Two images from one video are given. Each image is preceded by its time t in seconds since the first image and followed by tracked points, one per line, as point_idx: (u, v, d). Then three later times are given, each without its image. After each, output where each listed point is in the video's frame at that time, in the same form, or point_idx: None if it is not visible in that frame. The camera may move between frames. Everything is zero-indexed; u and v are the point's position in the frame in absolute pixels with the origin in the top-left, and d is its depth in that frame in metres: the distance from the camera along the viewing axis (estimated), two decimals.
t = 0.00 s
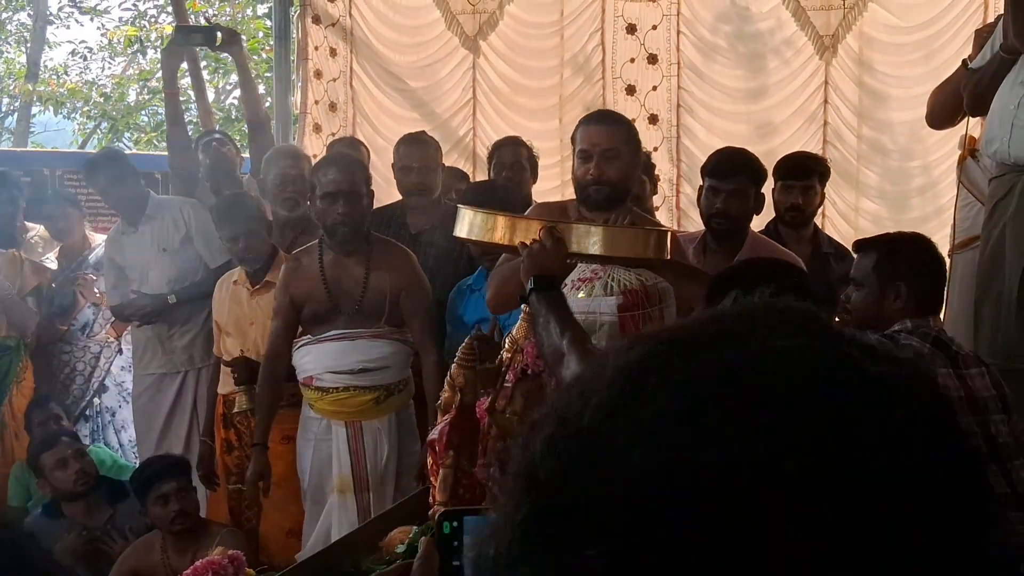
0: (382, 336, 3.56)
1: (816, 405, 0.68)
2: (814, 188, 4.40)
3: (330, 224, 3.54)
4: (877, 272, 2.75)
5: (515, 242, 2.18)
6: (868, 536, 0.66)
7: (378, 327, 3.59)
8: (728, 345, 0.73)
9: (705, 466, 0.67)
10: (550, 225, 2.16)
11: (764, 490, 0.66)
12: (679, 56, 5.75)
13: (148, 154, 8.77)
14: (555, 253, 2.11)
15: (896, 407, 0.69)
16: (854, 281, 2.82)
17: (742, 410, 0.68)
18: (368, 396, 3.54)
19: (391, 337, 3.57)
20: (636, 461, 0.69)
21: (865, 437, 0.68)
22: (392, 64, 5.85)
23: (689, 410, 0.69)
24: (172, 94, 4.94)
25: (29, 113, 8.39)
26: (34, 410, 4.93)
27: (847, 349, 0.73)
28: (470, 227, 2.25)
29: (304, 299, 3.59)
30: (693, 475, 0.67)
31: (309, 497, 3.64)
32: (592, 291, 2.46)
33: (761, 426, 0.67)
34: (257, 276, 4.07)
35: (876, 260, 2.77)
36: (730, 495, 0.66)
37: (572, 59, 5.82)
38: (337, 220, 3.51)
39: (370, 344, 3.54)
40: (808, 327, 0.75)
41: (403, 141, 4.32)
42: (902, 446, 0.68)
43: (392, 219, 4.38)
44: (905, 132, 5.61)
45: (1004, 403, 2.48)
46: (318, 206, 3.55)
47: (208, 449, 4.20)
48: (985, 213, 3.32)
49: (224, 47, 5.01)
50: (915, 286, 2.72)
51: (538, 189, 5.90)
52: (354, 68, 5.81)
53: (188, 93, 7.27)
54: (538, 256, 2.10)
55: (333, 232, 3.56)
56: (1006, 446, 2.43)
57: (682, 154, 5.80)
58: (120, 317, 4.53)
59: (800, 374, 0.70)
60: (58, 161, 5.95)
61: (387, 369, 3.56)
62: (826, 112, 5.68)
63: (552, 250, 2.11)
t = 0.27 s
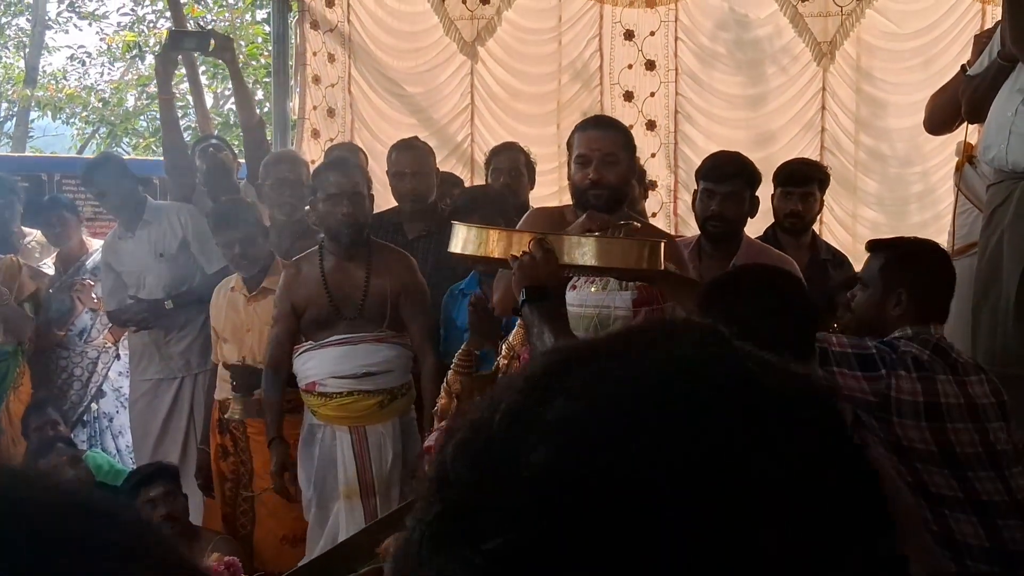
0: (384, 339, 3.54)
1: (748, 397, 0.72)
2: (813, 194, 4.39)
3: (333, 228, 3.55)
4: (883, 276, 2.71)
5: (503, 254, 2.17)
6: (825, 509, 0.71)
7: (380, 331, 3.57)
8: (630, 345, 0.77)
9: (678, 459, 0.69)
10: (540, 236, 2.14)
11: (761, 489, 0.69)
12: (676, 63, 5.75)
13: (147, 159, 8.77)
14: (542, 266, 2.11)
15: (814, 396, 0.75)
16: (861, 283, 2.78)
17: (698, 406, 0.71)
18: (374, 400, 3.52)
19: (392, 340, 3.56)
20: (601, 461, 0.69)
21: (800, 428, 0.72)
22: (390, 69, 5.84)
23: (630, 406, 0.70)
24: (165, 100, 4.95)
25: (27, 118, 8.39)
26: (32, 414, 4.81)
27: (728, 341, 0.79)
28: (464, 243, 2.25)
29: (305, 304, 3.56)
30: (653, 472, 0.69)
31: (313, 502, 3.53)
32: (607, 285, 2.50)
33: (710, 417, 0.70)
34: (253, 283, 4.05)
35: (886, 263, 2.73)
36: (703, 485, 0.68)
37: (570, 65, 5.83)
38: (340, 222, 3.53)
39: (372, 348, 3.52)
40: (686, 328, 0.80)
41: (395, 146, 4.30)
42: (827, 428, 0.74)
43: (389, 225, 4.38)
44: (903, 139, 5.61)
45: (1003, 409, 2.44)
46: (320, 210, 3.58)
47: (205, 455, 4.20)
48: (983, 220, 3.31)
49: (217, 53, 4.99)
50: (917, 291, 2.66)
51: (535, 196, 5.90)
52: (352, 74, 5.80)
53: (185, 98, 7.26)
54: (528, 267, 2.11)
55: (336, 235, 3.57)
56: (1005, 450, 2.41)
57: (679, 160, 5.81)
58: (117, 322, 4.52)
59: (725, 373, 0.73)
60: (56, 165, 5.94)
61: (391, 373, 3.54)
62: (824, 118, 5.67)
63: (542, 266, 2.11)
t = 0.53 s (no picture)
0: (387, 346, 3.51)
1: (727, 396, 0.68)
2: (822, 205, 4.39)
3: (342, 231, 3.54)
4: (886, 280, 2.71)
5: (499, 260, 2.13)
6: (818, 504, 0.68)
7: (384, 337, 3.55)
8: (600, 352, 0.73)
9: (660, 465, 0.64)
10: (538, 242, 2.09)
11: (762, 489, 0.65)
12: (675, 68, 5.75)
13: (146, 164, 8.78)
14: (538, 274, 2.04)
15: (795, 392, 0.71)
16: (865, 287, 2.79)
17: (676, 409, 0.66)
18: (377, 406, 3.47)
19: (396, 346, 3.52)
20: (580, 470, 0.64)
21: (783, 422, 0.68)
22: (389, 74, 5.85)
23: (601, 412, 0.66)
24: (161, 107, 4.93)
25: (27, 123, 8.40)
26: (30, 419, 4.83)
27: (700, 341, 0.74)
28: (466, 247, 2.21)
29: (310, 308, 3.54)
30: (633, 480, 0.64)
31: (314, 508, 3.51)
32: (616, 299, 2.48)
33: (689, 420, 0.66)
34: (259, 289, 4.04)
35: (889, 267, 2.73)
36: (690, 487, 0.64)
37: (568, 71, 5.83)
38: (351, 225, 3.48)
39: (376, 354, 3.48)
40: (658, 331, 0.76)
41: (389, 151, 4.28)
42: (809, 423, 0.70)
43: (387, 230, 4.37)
44: (901, 145, 5.62)
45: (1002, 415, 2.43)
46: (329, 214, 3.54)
47: (203, 460, 4.19)
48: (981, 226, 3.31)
49: (213, 60, 5.02)
50: (918, 298, 2.65)
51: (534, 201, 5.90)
52: (351, 79, 5.80)
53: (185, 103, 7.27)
54: (525, 274, 2.04)
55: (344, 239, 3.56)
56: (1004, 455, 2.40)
57: (678, 165, 5.81)
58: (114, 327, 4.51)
59: (700, 374, 0.69)
60: (55, 170, 5.94)
61: (392, 381, 3.48)
62: (823, 124, 5.68)
63: (538, 273, 2.04)
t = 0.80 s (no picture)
0: (387, 354, 3.41)
1: (716, 438, 0.65)
2: (828, 212, 4.37)
3: (352, 238, 3.44)
4: (893, 286, 2.63)
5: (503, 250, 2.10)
6: (810, 535, 0.65)
7: (385, 344, 3.44)
8: (591, 389, 0.71)
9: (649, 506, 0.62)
10: (543, 232, 2.06)
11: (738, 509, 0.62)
12: (673, 73, 5.74)
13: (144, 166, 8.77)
14: (545, 259, 2.00)
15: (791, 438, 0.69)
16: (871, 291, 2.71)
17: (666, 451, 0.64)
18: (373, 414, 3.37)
19: (397, 354, 3.41)
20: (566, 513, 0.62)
21: (777, 467, 0.66)
22: (387, 78, 5.84)
23: (589, 452, 0.64)
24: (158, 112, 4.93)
25: (26, 125, 8.38)
26: (30, 420, 4.73)
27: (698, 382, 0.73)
28: (471, 239, 2.19)
29: (315, 312, 3.46)
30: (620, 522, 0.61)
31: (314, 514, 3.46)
32: (621, 306, 2.47)
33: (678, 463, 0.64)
34: (265, 294, 3.92)
35: (898, 272, 2.64)
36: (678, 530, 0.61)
37: (567, 75, 5.83)
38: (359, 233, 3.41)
39: (377, 361, 3.38)
40: (654, 369, 0.74)
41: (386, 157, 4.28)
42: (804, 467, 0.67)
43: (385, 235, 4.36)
44: (900, 151, 5.61)
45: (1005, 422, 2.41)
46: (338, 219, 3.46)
47: (204, 465, 4.18)
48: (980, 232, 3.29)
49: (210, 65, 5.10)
50: (925, 305, 2.58)
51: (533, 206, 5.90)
52: (349, 84, 5.80)
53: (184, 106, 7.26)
54: (529, 263, 2.00)
55: (354, 246, 3.48)
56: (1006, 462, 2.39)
57: (677, 170, 5.80)
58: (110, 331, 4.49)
59: (692, 415, 0.67)
60: (54, 174, 5.94)
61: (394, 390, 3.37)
62: (822, 129, 5.67)
63: (545, 259, 2.00)
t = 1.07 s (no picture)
0: (386, 356, 3.35)
1: (667, 460, 0.66)
2: (830, 215, 4.35)
3: (359, 240, 3.40)
4: (896, 286, 2.60)
5: (512, 220, 2.28)
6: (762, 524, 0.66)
7: (384, 348, 3.39)
8: (547, 409, 0.71)
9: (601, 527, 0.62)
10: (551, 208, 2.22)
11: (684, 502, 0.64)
12: (670, 75, 5.74)
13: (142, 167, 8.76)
14: (544, 236, 2.17)
15: (741, 463, 0.70)
16: (874, 289, 2.67)
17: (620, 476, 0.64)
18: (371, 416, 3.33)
19: (398, 358, 3.36)
20: (519, 534, 0.61)
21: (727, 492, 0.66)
22: (384, 79, 5.84)
23: (542, 472, 0.64)
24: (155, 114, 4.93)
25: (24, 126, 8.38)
26: (28, 420, 4.72)
27: (655, 406, 0.73)
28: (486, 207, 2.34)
29: (317, 313, 3.45)
30: (571, 544, 0.61)
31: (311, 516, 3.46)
32: (615, 302, 2.42)
33: (629, 485, 0.64)
34: (272, 296, 3.90)
35: (902, 272, 2.60)
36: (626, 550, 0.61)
37: (564, 77, 5.83)
38: (366, 234, 3.37)
39: (375, 364, 3.33)
40: (611, 390, 0.74)
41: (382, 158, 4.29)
42: (754, 491, 0.68)
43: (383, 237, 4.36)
44: (897, 153, 5.61)
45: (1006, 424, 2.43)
46: (343, 221, 3.41)
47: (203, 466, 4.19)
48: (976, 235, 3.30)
49: (207, 66, 5.13)
50: (926, 303, 2.55)
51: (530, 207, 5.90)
52: (347, 85, 5.80)
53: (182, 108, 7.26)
54: (530, 239, 2.16)
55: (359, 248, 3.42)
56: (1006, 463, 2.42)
57: (674, 171, 5.80)
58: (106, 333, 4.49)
59: (644, 438, 0.67)
60: (51, 174, 5.93)
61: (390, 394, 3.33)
62: (818, 131, 5.68)
63: (544, 237, 2.17)
